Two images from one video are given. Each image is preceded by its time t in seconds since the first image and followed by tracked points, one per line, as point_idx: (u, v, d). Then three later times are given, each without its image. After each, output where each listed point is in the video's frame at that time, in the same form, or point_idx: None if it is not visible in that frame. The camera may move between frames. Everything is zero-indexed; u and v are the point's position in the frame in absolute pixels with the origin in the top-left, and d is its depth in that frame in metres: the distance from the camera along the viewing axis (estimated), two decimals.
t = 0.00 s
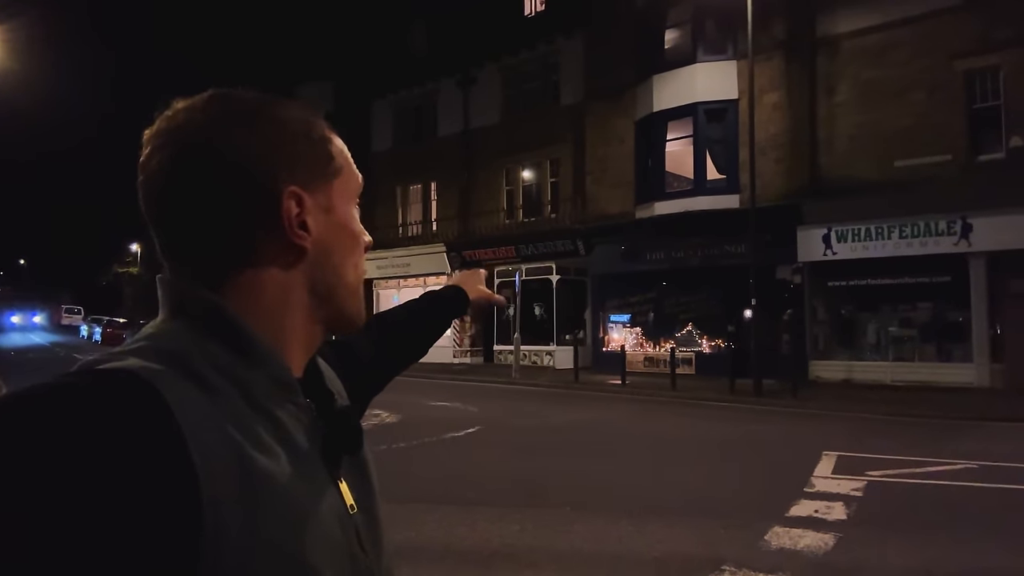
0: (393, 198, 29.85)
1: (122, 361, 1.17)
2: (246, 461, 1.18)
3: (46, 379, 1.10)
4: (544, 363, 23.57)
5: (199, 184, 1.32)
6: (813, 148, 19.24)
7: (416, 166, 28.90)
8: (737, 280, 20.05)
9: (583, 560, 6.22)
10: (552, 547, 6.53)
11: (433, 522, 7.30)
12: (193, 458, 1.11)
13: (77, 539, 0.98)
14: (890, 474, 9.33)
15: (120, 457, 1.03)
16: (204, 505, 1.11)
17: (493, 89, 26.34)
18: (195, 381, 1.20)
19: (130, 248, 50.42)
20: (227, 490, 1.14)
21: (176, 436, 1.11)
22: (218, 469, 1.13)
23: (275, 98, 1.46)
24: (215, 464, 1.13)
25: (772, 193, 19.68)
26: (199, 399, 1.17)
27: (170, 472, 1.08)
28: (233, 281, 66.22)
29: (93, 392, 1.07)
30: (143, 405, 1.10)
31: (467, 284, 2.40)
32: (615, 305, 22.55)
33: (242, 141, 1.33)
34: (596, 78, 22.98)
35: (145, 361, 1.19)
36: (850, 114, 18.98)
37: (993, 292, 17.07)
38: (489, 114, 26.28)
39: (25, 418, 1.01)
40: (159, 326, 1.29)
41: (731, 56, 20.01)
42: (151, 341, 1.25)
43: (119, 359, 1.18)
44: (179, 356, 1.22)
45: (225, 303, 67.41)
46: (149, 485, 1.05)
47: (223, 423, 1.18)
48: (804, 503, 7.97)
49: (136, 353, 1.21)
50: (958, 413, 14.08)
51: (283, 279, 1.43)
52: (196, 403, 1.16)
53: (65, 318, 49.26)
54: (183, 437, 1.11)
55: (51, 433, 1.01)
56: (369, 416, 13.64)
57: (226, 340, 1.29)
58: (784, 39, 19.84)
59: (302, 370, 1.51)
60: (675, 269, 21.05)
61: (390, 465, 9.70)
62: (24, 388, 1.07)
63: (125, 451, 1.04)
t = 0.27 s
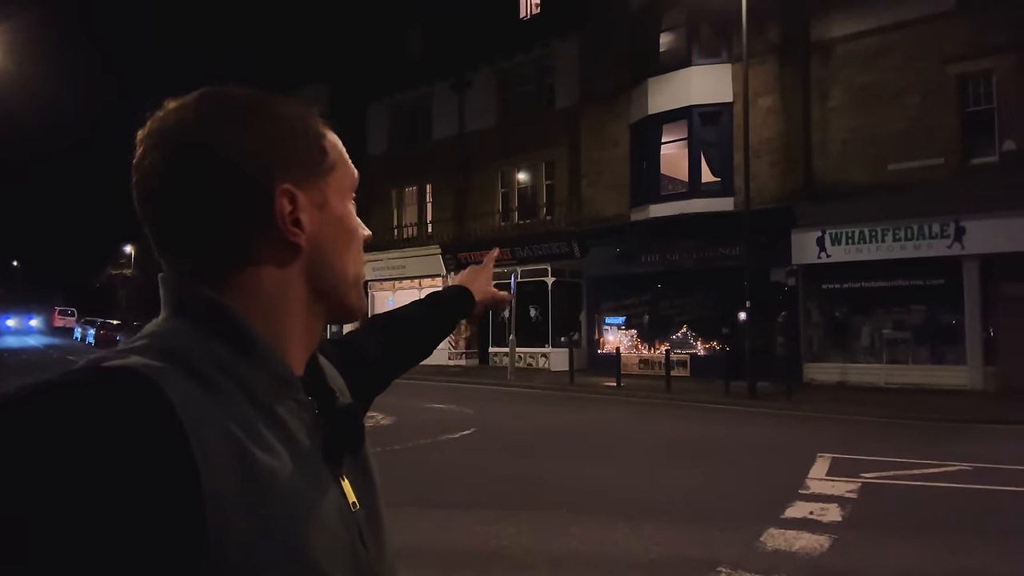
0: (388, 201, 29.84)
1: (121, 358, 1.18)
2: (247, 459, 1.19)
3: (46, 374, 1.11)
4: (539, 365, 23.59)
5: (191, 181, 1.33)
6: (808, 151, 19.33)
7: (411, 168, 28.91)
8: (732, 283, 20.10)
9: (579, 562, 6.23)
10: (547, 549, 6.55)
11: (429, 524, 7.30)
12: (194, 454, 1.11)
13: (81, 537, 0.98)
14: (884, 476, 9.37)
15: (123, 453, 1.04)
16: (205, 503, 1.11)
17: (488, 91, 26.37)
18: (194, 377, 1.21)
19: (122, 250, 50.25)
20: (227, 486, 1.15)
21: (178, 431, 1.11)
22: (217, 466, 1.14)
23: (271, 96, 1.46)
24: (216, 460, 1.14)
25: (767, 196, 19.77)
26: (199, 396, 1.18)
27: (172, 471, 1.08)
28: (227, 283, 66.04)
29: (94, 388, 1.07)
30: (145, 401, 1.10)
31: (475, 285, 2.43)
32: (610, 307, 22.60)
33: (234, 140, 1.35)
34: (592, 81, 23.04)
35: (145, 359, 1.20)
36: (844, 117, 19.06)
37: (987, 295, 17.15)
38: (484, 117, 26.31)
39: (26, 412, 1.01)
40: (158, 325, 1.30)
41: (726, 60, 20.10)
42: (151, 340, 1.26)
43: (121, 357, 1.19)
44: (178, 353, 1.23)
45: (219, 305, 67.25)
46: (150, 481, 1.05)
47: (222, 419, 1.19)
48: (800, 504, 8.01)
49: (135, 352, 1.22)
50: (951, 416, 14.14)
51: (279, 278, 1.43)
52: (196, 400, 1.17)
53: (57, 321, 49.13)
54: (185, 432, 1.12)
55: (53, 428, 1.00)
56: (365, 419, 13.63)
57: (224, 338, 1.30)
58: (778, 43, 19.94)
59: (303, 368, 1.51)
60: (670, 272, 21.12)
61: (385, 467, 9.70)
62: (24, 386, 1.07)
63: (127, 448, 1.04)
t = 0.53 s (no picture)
0: (385, 198, 29.78)
1: (118, 357, 1.15)
2: (247, 461, 1.16)
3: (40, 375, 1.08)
4: (537, 362, 23.58)
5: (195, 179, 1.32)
6: (806, 146, 19.31)
7: (408, 165, 28.85)
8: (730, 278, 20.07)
9: (579, 558, 6.23)
10: (547, 545, 6.53)
11: (428, 521, 7.28)
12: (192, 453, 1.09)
13: (76, 540, 0.96)
14: (883, 471, 9.38)
15: (120, 453, 1.01)
16: (204, 504, 1.09)
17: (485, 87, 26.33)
18: (194, 375, 1.19)
19: (119, 249, 50.10)
20: (227, 486, 1.12)
21: (176, 432, 1.09)
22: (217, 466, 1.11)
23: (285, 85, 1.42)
24: (217, 459, 1.11)
25: (764, 192, 19.75)
26: (199, 395, 1.16)
27: (169, 471, 1.06)
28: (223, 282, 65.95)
29: (91, 388, 1.04)
30: (143, 401, 1.08)
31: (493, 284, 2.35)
32: (608, 303, 22.61)
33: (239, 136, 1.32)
34: (589, 77, 23.02)
35: (144, 357, 1.17)
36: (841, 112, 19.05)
37: (984, 290, 17.17)
38: (482, 113, 26.27)
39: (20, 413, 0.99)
40: (159, 323, 1.27)
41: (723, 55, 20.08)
42: (152, 338, 1.23)
43: (118, 356, 1.16)
44: (177, 352, 1.20)
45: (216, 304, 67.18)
46: (148, 481, 1.03)
47: (222, 418, 1.16)
48: (799, 499, 8.00)
49: (135, 350, 1.19)
50: (949, 411, 14.15)
51: (281, 283, 1.40)
52: (196, 399, 1.14)
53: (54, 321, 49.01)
54: (184, 433, 1.09)
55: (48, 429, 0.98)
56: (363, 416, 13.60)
57: (223, 338, 1.27)
58: (775, 38, 19.92)
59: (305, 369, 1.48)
60: (668, 268, 21.17)
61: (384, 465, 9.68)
62: (19, 387, 1.05)
63: (125, 447, 1.02)
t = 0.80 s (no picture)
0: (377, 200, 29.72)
1: (133, 360, 1.17)
2: (263, 464, 1.17)
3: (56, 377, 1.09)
4: (531, 362, 23.58)
5: (205, 187, 1.38)
6: (796, 145, 19.38)
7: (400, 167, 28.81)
8: (723, 277, 20.09)
9: (577, 558, 6.23)
10: (546, 546, 6.53)
11: (426, 522, 7.28)
12: (210, 456, 1.10)
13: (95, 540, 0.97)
14: (877, 467, 9.42)
15: (143, 454, 1.03)
16: (223, 506, 1.10)
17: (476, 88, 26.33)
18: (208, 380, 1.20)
19: (109, 253, 49.80)
20: (244, 489, 1.13)
21: (193, 436, 1.10)
22: (234, 468, 1.13)
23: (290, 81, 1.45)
24: (231, 462, 1.12)
25: (755, 190, 19.81)
26: (215, 399, 1.17)
27: (189, 472, 1.07)
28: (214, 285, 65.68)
29: (107, 390, 1.05)
30: (161, 405, 1.09)
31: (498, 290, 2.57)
32: (602, 302, 22.68)
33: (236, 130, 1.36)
34: (580, 77, 23.05)
35: (159, 360, 1.18)
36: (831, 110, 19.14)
37: (975, 286, 17.27)
38: (473, 114, 26.26)
39: (41, 416, 0.99)
40: (175, 325, 1.27)
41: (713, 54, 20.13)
42: (166, 339, 1.24)
43: (135, 359, 1.18)
44: (191, 356, 1.21)
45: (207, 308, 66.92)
46: (160, 490, 1.03)
47: (236, 422, 1.17)
48: (794, 496, 8.03)
49: (153, 353, 1.20)
50: (943, 407, 14.22)
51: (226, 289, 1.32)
52: (213, 402, 1.16)
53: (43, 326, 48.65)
54: (200, 437, 1.10)
55: (72, 430, 0.99)
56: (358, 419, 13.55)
57: (232, 340, 1.27)
58: (764, 37, 20.01)
59: (325, 373, 1.49)
60: (660, 267, 21.25)
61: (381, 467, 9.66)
62: (35, 391, 1.03)
63: (145, 449, 1.04)
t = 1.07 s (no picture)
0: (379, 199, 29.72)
1: (147, 353, 1.15)
2: (273, 459, 1.15)
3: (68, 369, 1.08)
4: (535, 360, 23.56)
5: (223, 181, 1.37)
6: (798, 139, 19.34)
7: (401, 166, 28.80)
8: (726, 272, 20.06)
9: (583, 554, 6.22)
10: (552, 543, 6.52)
11: (432, 520, 7.27)
12: (219, 451, 1.08)
13: (104, 538, 0.96)
14: (883, 461, 9.40)
15: (150, 448, 1.01)
16: (231, 500, 1.08)
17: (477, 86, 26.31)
18: (220, 374, 1.18)
19: (112, 255, 49.86)
20: (252, 484, 1.11)
21: (202, 430, 1.08)
22: (243, 462, 1.11)
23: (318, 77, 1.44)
24: (241, 455, 1.11)
25: (757, 185, 19.77)
26: (227, 394, 1.15)
27: (199, 464, 1.06)
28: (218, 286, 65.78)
29: (115, 384, 1.03)
30: (171, 398, 1.07)
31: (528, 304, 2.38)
32: (605, 299, 22.60)
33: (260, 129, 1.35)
34: (581, 73, 23.02)
35: (171, 352, 1.17)
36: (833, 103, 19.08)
37: (979, 278, 17.23)
38: (474, 112, 26.24)
39: (50, 412, 0.97)
40: (192, 319, 1.26)
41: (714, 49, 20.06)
42: (182, 332, 1.24)
43: (148, 351, 1.17)
44: (204, 349, 1.20)
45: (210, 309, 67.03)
46: (167, 487, 1.02)
47: (247, 416, 1.16)
48: (799, 491, 8.02)
49: (169, 345, 1.20)
50: (947, 400, 14.17)
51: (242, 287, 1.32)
52: (224, 397, 1.14)
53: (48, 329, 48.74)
54: (209, 431, 1.08)
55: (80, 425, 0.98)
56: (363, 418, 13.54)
57: (248, 337, 1.26)
58: (765, 31, 19.96)
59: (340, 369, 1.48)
60: (664, 263, 21.09)
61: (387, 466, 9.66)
62: (43, 385, 1.03)
63: (138, 441, 1.01)
